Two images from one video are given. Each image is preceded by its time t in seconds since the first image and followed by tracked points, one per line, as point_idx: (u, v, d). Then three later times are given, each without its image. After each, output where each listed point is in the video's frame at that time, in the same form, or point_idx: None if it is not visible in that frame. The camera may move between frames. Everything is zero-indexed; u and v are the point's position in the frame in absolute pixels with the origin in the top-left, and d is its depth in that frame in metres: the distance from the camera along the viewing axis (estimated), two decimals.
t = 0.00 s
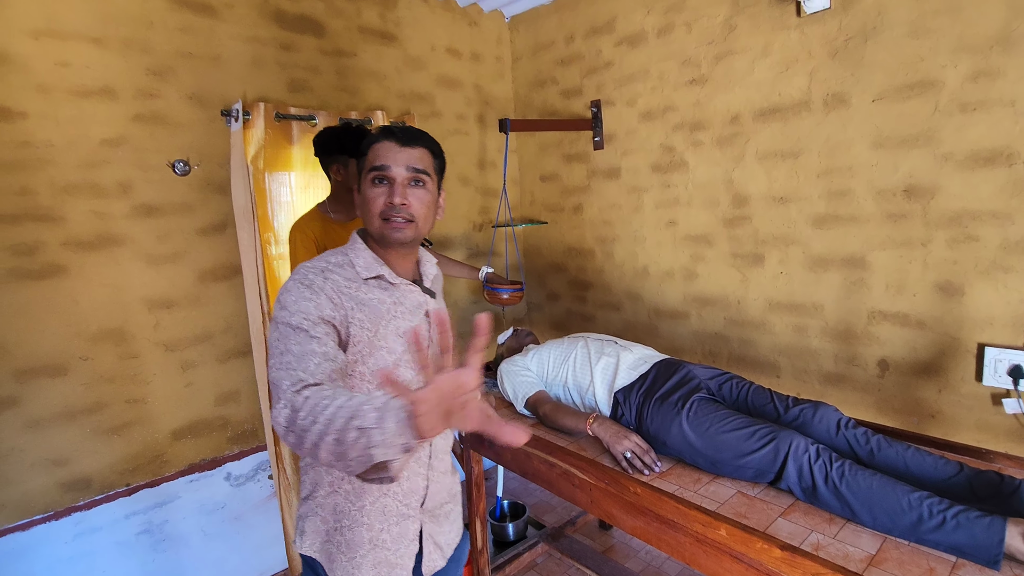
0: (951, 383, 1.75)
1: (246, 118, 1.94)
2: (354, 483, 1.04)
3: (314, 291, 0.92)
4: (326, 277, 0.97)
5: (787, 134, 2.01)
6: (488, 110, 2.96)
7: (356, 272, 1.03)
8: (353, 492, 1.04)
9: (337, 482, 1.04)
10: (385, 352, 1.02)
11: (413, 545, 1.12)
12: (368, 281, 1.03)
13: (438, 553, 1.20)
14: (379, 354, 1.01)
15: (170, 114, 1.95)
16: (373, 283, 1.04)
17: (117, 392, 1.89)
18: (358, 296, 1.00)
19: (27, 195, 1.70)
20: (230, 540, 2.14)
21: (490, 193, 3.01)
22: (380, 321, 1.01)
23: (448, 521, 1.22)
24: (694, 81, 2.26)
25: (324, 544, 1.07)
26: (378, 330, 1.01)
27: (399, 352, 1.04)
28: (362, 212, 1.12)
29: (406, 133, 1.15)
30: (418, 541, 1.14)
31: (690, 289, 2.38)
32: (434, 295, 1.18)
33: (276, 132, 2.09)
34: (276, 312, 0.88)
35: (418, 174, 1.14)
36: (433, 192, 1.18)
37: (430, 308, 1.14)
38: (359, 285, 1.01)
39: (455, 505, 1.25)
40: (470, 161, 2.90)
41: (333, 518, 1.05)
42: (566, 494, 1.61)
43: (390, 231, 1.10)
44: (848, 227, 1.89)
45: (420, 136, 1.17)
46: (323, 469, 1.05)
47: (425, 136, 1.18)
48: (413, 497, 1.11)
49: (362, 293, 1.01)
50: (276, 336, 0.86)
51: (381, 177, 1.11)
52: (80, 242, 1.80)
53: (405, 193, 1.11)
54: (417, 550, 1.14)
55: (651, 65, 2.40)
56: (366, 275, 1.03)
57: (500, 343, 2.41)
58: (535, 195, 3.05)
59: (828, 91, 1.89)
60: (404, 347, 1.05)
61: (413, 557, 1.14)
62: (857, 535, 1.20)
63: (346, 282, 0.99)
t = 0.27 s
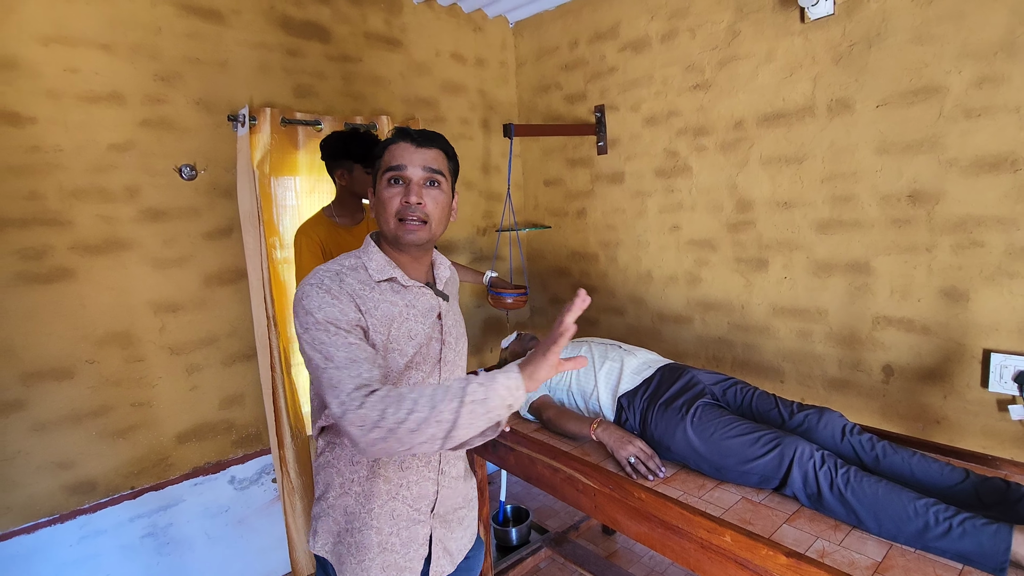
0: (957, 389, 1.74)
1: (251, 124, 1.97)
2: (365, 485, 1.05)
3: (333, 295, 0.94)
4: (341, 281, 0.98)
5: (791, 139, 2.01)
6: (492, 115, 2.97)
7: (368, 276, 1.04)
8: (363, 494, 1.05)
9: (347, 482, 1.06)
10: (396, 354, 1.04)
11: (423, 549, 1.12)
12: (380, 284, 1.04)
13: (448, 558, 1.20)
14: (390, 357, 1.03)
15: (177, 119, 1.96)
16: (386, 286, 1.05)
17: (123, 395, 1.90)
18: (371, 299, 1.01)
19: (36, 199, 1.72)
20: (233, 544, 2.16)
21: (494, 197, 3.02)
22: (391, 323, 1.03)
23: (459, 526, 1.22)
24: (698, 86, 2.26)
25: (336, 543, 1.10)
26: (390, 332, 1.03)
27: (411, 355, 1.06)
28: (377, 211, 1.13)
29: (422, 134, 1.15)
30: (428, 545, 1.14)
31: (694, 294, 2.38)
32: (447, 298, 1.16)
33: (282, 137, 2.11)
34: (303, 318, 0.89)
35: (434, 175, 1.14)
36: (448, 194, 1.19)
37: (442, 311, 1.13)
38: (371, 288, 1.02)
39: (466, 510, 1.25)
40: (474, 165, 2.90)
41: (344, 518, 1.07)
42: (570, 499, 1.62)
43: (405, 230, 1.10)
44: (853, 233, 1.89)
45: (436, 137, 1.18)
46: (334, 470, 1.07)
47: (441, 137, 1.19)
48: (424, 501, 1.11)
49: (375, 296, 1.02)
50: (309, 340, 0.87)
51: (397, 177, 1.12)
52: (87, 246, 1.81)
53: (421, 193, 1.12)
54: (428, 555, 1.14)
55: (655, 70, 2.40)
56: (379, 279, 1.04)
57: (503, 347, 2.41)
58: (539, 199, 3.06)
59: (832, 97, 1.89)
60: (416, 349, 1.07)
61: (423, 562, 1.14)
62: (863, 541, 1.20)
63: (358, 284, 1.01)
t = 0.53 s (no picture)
0: (960, 393, 1.74)
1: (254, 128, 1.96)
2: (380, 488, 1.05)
3: (354, 298, 0.96)
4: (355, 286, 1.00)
5: (793, 142, 2.01)
6: (493, 119, 2.98)
7: (377, 280, 1.05)
8: (377, 497, 1.05)
9: (359, 487, 1.05)
10: (412, 356, 1.06)
11: (436, 550, 1.12)
12: (389, 288, 1.06)
13: (458, 558, 1.20)
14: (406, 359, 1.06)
15: (181, 123, 1.97)
16: (395, 290, 1.07)
17: (126, 398, 1.91)
18: (384, 303, 1.03)
19: (40, 203, 1.73)
20: (235, 546, 2.16)
21: (496, 200, 3.02)
22: (405, 325, 1.05)
23: (467, 526, 1.22)
24: (699, 90, 2.26)
25: (348, 550, 1.08)
26: (406, 334, 1.05)
27: (424, 356, 1.08)
28: (381, 219, 1.13)
29: (425, 142, 1.15)
30: (440, 547, 1.14)
31: (696, 297, 2.38)
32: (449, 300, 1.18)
33: (284, 140, 2.11)
34: (331, 323, 0.92)
35: (437, 183, 1.14)
36: (451, 201, 1.19)
37: (448, 313, 1.15)
38: (383, 291, 1.04)
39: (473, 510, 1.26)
40: (476, 168, 2.91)
41: (356, 523, 1.06)
42: (572, 503, 1.62)
43: (408, 239, 1.11)
44: (855, 236, 1.89)
45: (439, 145, 1.17)
46: (346, 475, 1.05)
47: (444, 145, 1.18)
48: (436, 502, 1.11)
49: (387, 299, 1.04)
50: (343, 345, 0.90)
51: (400, 186, 1.12)
52: (91, 249, 1.82)
53: (424, 202, 1.12)
54: (440, 556, 1.15)
55: (656, 74, 2.41)
56: (388, 283, 1.06)
57: (505, 350, 2.41)
58: (540, 202, 3.06)
59: (834, 100, 1.89)
60: (429, 350, 1.09)
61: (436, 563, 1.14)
62: (866, 546, 1.20)
63: (370, 288, 1.03)
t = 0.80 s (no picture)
0: (962, 394, 1.73)
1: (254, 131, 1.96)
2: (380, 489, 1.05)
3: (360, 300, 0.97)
4: (357, 289, 1.00)
5: (793, 144, 2.01)
6: (494, 121, 2.98)
7: (377, 284, 1.04)
8: (377, 499, 1.05)
9: (357, 490, 1.04)
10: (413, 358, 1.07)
11: (433, 551, 1.12)
12: (389, 292, 1.05)
13: (453, 558, 1.20)
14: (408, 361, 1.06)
15: (181, 126, 1.97)
16: (394, 294, 1.06)
17: (125, 401, 1.90)
18: (385, 305, 1.03)
19: (41, 206, 1.73)
20: (236, 550, 2.13)
21: (496, 202, 3.02)
22: (406, 328, 1.05)
23: (462, 527, 1.23)
24: (699, 91, 2.26)
25: (344, 554, 1.07)
26: (408, 337, 1.06)
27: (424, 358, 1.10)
28: (374, 225, 1.13)
29: (417, 147, 1.15)
30: (436, 548, 1.13)
31: (697, 298, 2.38)
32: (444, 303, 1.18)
33: (284, 143, 2.11)
34: (340, 327, 0.92)
35: (430, 188, 1.14)
36: (444, 205, 1.19)
37: (443, 316, 1.16)
38: (384, 294, 1.04)
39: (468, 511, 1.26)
40: (476, 170, 2.91)
41: (353, 526, 1.05)
42: (573, 505, 1.62)
43: (402, 245, 1.11)
44: (856, 237, 1.89)
45: (431, 149, 1.17)
46: (343, 478, 1.05)
47: (435, 149, 1.18)
48: (433, 502, 1.11)
49: (388, 302, 1.04)
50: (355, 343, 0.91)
51: (392, 192, 1.12)
52: (91, 252, 1.82)
53: (417, 207, 1.12)
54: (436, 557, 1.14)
55: (656, 76, 2.41)
56: (388, 286, 1.05)
57: (505, 353, 2.41)
58: (541, 204, 3.06)
59: (834, 101, 1.89)
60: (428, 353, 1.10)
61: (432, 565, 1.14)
62: (868, 549, 1.19)
63: (372, 291, 1.02)
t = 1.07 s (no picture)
0: (963, 395, 1.73)
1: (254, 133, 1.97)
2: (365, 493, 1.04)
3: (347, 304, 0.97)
4: (341, 294, 0.99)
5: (793, 145, 2.01)
6: (493, 122, 2.98)
7: (361, 289, 1.03)
8: (362, 502, 1.04)
9: (343, 494, 1.04)
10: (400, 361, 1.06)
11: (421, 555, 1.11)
12: (373, 296, 1.04)
13: (441, 563, 1.20)
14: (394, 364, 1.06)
15: (180, 128, 1.97)
16: (379, 298, 1.05)
17: (125, 404, 1.90)
18: (370, 309, 1.02)
19: (41, 209, 1.73)
20: (235, 551, 2.15)
21: (496, 204, 3.02)
22: (392, 332, 1.05)
23: (450, 531, 1.22)
24: (699, 92, 2.26)
25: (329, 559, 1.05)
26: (393, 340, 1.05)
27: (411, 361, 1.09)
28: (361, 229, 1.13)
29: (401, 150, 1.15)
30: (424, 552, 1.13)
31: (697, 300, 2.38)
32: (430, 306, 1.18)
33: (284, 145, 2.10)
34: (326, 331, 0.92)
35: (416, 190, 1.15)
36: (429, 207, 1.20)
37: (429, 319, 1.15)
38: (368, 298, 1.03)
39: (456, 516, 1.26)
40: (476, 172, 2.91)
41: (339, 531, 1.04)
42: (573, 508, 1.62)
43: (391, 247, 1.11)
44: (856, 238, 1.89)
45: (413, 150, 1.18)
46: (329, 482, 1.04)
47: (418, 151, 1.19)
48: (419, 507, 1.11)
49: (373, 306, 1.03)
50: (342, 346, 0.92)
51: (379, 195, 1.12)
52: (91, 255, 1.82)
53: (405, 210, 1.12)
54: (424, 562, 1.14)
55: (656, 77, 2.41)
56: (372, 291, 1.04)
57: (505, 354, 2.41)
58: (541, 206, 3.06)
59: (834, 102, 1.89)
60: (415, 356, 1.09)
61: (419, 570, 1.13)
62: (869, 551, 1.19)
63: (356, 295, 1.01)
